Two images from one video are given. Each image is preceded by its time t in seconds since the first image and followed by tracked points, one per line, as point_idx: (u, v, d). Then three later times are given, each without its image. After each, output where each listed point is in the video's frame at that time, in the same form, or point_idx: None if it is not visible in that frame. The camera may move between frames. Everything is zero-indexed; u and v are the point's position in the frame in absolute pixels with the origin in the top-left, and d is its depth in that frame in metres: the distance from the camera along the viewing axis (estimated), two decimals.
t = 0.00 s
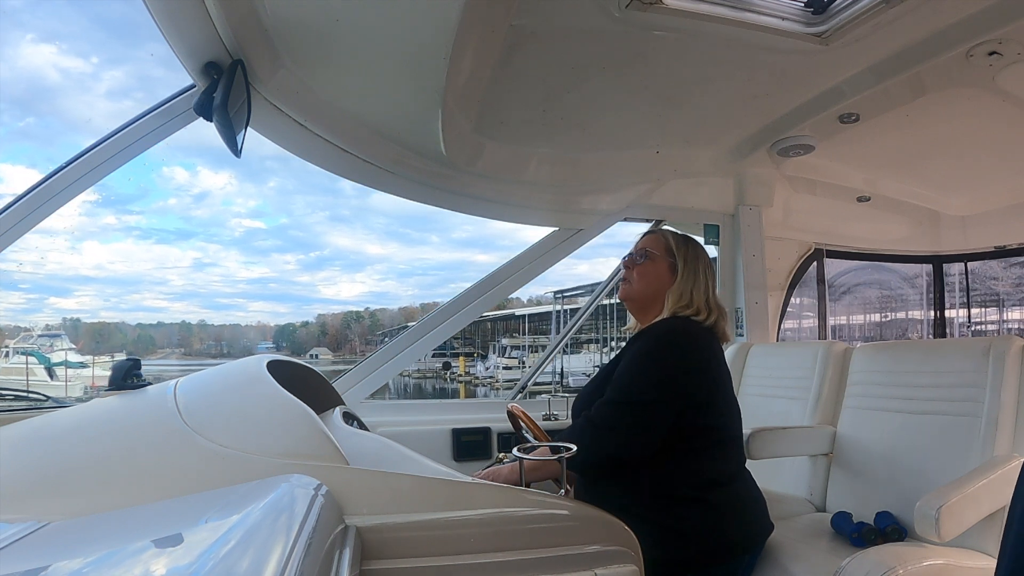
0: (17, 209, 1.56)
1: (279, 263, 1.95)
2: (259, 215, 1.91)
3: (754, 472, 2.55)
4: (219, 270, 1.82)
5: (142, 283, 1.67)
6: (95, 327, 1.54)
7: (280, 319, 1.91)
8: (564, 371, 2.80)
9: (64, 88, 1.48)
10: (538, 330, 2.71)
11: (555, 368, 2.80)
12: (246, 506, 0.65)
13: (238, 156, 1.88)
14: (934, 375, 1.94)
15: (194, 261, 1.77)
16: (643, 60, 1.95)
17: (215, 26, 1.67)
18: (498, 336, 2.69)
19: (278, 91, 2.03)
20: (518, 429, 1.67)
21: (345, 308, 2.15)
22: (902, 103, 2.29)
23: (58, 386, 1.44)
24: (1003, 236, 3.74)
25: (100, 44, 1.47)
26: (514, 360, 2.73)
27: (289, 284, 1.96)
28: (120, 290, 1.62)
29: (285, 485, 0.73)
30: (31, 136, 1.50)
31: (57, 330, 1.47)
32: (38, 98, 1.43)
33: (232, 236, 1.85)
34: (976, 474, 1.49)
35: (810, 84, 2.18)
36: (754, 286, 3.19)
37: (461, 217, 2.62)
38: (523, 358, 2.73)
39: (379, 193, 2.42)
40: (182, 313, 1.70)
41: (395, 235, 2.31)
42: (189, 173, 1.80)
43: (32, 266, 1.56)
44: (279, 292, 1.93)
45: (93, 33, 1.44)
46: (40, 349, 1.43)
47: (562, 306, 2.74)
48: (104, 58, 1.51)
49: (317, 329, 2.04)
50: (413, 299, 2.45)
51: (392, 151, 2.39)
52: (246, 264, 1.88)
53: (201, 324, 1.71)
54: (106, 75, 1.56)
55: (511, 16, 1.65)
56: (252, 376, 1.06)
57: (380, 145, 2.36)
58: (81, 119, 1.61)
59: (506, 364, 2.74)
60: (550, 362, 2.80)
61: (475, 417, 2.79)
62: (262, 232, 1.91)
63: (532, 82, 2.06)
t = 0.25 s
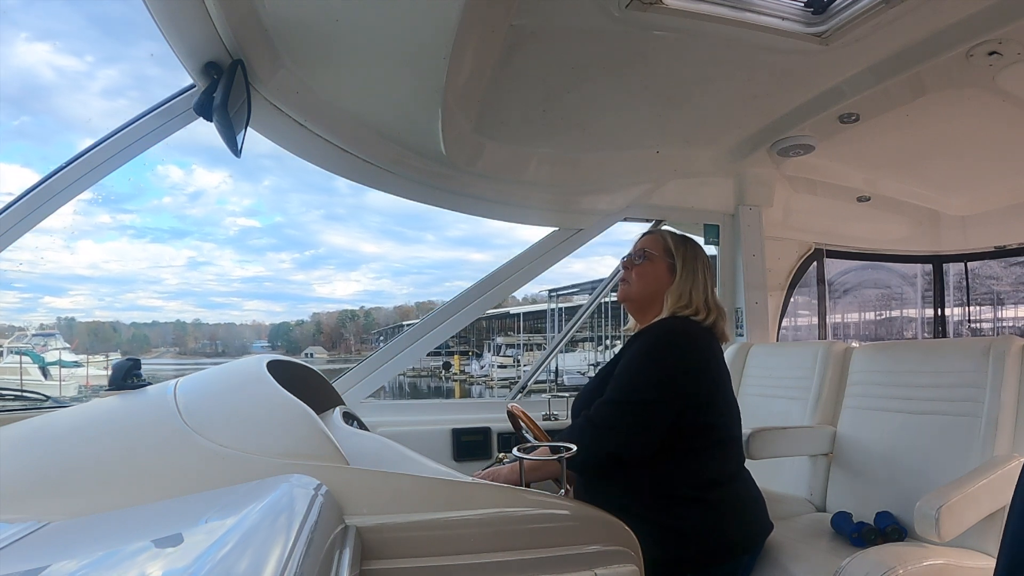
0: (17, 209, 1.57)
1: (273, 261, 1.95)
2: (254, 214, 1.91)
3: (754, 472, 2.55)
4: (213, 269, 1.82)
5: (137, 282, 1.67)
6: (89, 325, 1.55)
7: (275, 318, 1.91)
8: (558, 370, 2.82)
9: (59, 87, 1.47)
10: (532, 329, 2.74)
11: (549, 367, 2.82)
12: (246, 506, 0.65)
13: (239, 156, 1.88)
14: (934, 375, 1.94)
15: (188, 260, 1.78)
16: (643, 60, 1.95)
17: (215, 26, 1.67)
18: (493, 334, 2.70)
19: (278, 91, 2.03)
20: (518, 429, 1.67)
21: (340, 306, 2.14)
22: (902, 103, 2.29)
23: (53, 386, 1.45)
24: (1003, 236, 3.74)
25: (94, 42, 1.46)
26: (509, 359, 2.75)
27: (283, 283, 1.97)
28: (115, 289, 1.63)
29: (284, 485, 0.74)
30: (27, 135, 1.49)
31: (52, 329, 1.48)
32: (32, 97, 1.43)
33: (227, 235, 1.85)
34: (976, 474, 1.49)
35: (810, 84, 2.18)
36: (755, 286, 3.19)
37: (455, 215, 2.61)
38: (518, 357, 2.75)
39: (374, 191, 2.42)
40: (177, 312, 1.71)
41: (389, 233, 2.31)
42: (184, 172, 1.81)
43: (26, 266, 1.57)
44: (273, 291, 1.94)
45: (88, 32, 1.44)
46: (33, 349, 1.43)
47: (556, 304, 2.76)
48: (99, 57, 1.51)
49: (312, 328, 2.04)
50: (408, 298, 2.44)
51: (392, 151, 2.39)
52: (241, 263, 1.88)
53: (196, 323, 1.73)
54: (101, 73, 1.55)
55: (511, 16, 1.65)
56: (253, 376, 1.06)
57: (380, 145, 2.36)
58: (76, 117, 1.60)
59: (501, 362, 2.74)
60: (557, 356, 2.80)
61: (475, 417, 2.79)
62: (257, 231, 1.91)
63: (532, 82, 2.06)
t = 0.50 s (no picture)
0: (17, 209, 1.58)
1: (267, 260, 1.93)
2: (248, 213, 1.90)
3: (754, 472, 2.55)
4: (207, 268, 1.81)
5: (131, 281, 1.66)
6: (83, 325, 1.53)
7: (269, 316, 1.89)
8: (553, 369, 2.82)
9: (52, 85, 1.46)
10: (526, 327, 2.74)
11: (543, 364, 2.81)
12: (247, 506, 0.65)
13: (239, 156, 1.88)
14: (934, 375, 1.94)
15: (182, 259, 1.77)
16: (643, 60, 1.95)
17: (215, 26, 1.67)
18: (486, 332, 2.70)
19: (278, 91, 2.03)
20: (518, 429, 1.67)
21: (335, 305, 2.13)
22: (902, 103, 2.29)
23: (46, 386, 1.45)
24: (1003, 236, 3.74)
25: (88, 40, 1.46)
26: (503, 357, 2.75)
27: (277, 281, 1.94)
28: (109, 288, 1.61)
29: (285, 485, 0.74)
30: (20, 134, 1.47)
31: (45, 328, 1.48)
32: (26, 95, 1.42)
33: (221, 233, 1.84)
34: (976, 474, 1.49)
35: (810, 84, 2.18)
36: (755, 286, 3.19)
37: (447, 214, 2.58)
38: (512, 355, 2.74)
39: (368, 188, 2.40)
40: (171, 310, 1.70)
41: (384, 232, 2.29)
42: (178, 170, 1.81)
43: (20, 265, 1.57)
44: (267, 289, 1.91)
45: (81, 29, 1.43)
46: (26, 348, 1.43)
47: (551, 303, 2.77)
48: (93, 55, 1.49)
49: (306, 327, 2.02)
50: (402, 296, 2.41)
51: (392, 151, 2.39)
52: (235, 262, 1.87)
53: (190, 321, 1.72)
54: (94, 72, 1.54)
55: (511, 16, 1.65)
56: (253, 376, 1.06)
57: (380, 145, 2.36)
58: (70, 116, 1.58)
59: (495, 360, 2.75)
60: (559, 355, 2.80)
61: (474, 417, 2.78)
62: (251, 229, 1.90)
63: (532, 82, 2.06)
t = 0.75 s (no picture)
0: (18, 209, 1.58)
1: (260, 259, 1.94)
2: (240, 211, 1.89)
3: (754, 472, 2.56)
4: (199, 267, 1.82)
5: (123, 280, 1.66)
6: (75, 323, 1.54)
7: (261, 316, 1.90)
8: (546, 367, 2.81)
9: (44, 84, 1.43)
10: (519, 326, 2.73)
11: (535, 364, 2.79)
12: (247, 505, 0.65)
13: (239, 156, 1.88)
14: (934, 375, 1.94)
15: (174, 258, 1.77)
16: (643, 60, 1.95)
17: (215, 26, 1.67)
18: (478, 331, 2.69)
19: (278, 91, 2.03)
20: (518, 429, 1.67)
21: (327, 304, 2.12)
22: (902, 103, 2.29)
23: (38, 385, 1.44)
24: (1003, 236, 3.74)
25: (81, 40, 1.45)
26: (495, 357, 2.74)
27: (270, 280, 1.95)
28: (100, 287, 1.61)
29: (284, 485, 0.73)
30: (11, 133, 1.43)
31: (37, 327, 1.46)
32: (18, 94, 1.39)
33: (213, 232, 1.84)
34: (976, 474, 1.49)
35: (810, 84, 2.18)
36: (755, 286, 3.19)
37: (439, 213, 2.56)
38: (505, 354, 2.73)
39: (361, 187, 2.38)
40: (163, 309, 1.71)
41: (377, 231, 2.27)
42: (170, 169, 1.82)
43: (12, 263, 1.56)
44: (259, 288, 1.92)
45: (73, 27, 1.42)
46: (18, 348, 1.41)
47: (543, 302, 2.76)
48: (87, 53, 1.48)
49: (298, 326, 2.02)
50: (394, 295, 2.37)
51: (392, 151, 2.39)
52: (227, 260, 1.87)
53: (182, 321, 1.73)
54: (85, 70, 1.51)
55: (511, 16, 1.65)
56: (253, 376, 1.06)
57: (380, 145, 2.36)
58: (62, 114, 1.55)
59: (487, 360, 2.74)
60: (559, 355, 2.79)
61: (475, 417, 2.78)
62: (243, 228, 1.90)
63: (532, 82, 2.06)
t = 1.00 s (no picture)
0: (18, 209, 1.59)
1: (251, 258, 1.91)
2: (232, 210, 1.86)
3: (754, 472, 2.56)
4: (191, 266, 1.79)
5: (113, 279, 1.65)
6: (66, 323, 1.54)
7: (253, 315, 1.86)
8: (538, 366, 2.82)
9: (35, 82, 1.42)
10: (510, 325, 2.72)
11: (526, 363, 2.79)
12: (247, 505, 0.65)
13: (239, 156, 1.88)
14: (934, 375, 1.94)
15: (165, 257, 1.75)
16: (643, 60, 1.95)
17: (215, 26, 1.66)
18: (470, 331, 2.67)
19: (278, 91, 2.03)
20: (518, 429, 1.67)
21: (317, 304, 2.06)
22: (902, 103, 2.29)
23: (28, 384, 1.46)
24: (1003, 236, 3.74)
25: (73, 37, 1.44)
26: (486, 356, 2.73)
27: (261, 279, 1.91)
28: (91, 286, 1.60)
29: (284, 485, 0.74)
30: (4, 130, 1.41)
31: (26, 326, 1.49)
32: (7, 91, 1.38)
33: (205, 231, 1.82)
34: (977, 474, 1.49)
35: (810, 84, 2.18)
36: (755, 286, 3.19)
37: (430, 212, 2.54)
38: (496, 354, 2.72)
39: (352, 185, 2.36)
40: (154, 309, 1.70)
41: (368, 229, 2.24)
42: (162, 167, 1.81)
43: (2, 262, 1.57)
44: (251, 288, 1.88)
45: (63, 24, 1.41)
46: (9, 347, 1.43)
47: (533, 302, 2.76)
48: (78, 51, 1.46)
49: (290, 325, 1.97)
50: (387, 295, 2.34)
51: (392, 151, 2.39)
52: (218, 259, 1.84)
53: (172, 320, 1.71)
54: (76, 67, 1.48)
55: (511, 16, 1.65)
56: (253, 376, 1.06)
57: (380, 145, 2.36)
58: (54, 112, 1.53)
59: (478, 359, 2.73)
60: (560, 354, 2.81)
61: (475, 417, 2.78)
62: (234, 227, 1.87)
63: (532, 82, 2.06)
